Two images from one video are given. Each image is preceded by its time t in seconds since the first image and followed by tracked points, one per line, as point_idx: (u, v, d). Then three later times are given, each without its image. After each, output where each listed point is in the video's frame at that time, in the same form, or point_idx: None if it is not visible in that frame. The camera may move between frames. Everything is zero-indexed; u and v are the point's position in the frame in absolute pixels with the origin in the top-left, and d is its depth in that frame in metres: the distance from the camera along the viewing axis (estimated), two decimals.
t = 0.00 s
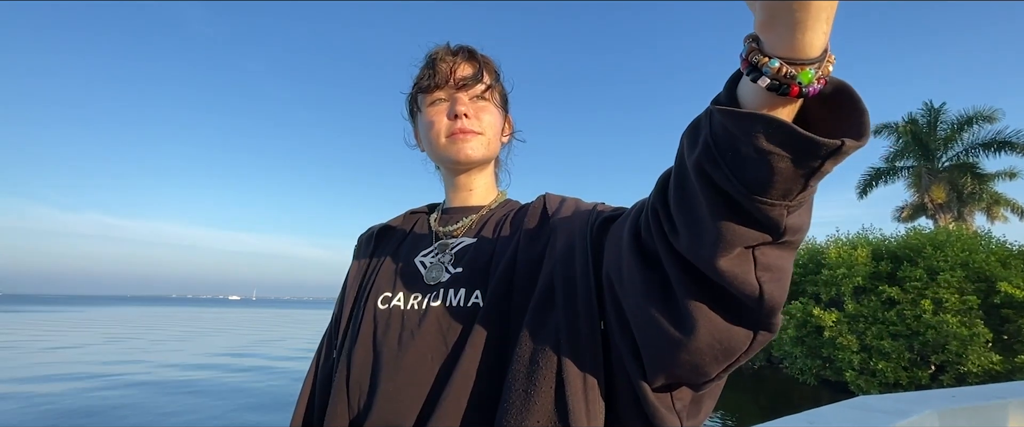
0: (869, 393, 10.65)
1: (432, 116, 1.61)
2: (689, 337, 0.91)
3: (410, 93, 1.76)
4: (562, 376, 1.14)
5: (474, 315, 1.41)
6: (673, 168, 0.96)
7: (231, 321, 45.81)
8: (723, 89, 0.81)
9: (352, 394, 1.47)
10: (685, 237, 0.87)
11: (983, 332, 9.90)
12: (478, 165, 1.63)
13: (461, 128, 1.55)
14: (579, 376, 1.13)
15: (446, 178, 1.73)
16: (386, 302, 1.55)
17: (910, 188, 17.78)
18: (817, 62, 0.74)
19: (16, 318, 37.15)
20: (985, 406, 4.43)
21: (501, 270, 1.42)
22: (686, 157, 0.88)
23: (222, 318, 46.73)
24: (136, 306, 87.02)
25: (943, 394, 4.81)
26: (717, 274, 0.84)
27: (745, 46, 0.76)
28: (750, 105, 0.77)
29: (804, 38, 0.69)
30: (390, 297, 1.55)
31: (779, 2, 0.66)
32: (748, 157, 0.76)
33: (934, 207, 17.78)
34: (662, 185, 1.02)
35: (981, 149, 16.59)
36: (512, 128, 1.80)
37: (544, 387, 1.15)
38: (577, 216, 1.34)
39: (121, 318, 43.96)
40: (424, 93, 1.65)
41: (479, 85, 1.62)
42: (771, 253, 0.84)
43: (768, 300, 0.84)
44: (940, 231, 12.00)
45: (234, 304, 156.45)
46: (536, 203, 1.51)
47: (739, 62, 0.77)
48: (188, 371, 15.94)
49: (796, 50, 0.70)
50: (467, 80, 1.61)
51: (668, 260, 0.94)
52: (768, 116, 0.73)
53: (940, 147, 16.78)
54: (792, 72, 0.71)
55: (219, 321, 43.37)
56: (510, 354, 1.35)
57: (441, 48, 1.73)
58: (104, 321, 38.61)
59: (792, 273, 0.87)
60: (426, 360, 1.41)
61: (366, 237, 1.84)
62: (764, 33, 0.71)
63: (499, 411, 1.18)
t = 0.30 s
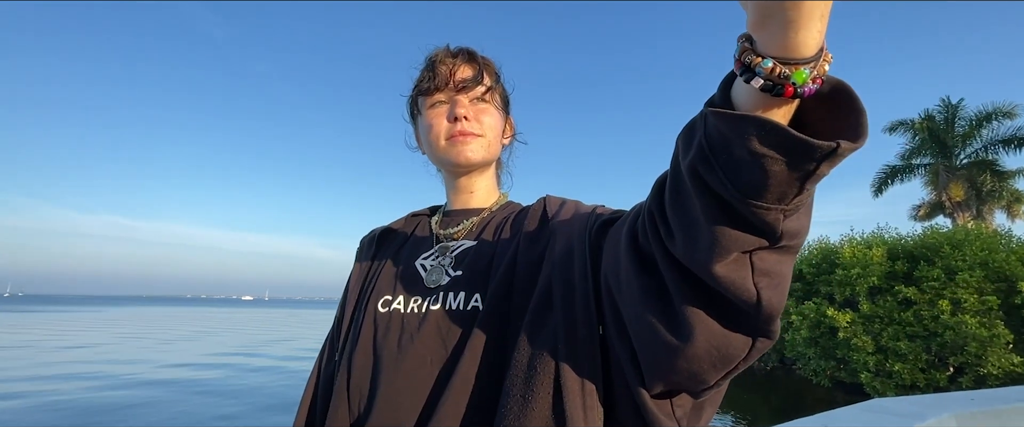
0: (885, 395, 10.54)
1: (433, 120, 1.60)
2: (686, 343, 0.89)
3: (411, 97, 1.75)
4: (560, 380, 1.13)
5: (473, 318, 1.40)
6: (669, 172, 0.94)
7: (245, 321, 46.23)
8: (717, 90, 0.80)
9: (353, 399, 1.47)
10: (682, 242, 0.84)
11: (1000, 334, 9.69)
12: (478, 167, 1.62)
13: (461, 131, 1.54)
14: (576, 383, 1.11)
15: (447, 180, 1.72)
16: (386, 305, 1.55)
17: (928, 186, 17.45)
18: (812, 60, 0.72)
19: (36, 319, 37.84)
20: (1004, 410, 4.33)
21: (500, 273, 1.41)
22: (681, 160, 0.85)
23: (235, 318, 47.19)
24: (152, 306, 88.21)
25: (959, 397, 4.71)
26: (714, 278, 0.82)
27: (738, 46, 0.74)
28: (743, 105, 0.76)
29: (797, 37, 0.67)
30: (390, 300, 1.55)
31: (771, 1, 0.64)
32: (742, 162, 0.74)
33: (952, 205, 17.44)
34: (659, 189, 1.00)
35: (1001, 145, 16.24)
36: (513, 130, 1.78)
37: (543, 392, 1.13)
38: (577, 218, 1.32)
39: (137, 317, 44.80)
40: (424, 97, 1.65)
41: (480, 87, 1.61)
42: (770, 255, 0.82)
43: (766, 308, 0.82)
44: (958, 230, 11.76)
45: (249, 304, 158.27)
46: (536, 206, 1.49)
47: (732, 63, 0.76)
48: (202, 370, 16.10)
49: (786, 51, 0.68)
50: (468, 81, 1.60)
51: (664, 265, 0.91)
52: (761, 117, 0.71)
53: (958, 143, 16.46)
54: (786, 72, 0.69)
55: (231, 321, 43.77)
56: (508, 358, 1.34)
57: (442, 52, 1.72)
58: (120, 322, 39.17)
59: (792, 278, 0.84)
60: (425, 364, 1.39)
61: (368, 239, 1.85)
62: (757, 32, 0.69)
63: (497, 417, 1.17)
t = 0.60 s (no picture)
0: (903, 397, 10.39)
1: (433, 122, 1.60)
2: (682, 352, 0.87)
3: (413, 100, 1.76)
4: (559, 386, 1.11)
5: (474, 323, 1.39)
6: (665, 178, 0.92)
7: (259, 322, 46.72)
8: (712, 94, 0.78)
9: (355, 404, 1.46)
10: (677, 250, 0.83)
11: None
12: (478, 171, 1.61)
13: (462, 134, 1.54)
14: (575, 389, 1.10)
15: (448, 184, 1.72)
16: (387, 309, 1.55)
17: (947, 184, 17.10)
18: (807, 64, 0.71)
19: (55, 319, 38.53)
20: None
21: (501, 277, 1.40)
22: (676, 166, 0.83)
23: (248, 318, 47.71)
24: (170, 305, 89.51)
25: (980, 400, 4.60)
26: (710, 287, 0.80)
27: (732, 49, 0.73)
28: (737, 110, 0.74)
29: (789, 41, 0.66)
30: (392, 304, 1.55)
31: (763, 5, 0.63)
32: (736, 169, 0.73)
33: (972, 203, 17.07)
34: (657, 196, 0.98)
35: None
36: (515, 132, 1.78)
37: (542, 398, 1.12)
38: (577, 222, 1.31)
39: (153, 318, 45.40)
40: (426, 99, 1.65)
41: (481, 90, 1.61)
42: (768, 263, 0.80)
43: (763, 317, 0.80)
44: (979, 229, 11.51)
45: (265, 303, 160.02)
46: (537, 210, 1.48)
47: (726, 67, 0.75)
48: (215, 370, 16.24)
49: (779, 54, 0.67)
50: (469, 85, 1.60)
51: (660, 273, 0.90)
52: (754, 123, 0.70)
53: (978, 140, 16.16)
54: (779, 76, 0.68)
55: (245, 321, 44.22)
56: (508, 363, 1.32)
57: (444, 56, 1.72)
58: (138, 322, 39.78)
59: (791, 288, 0.82)
60: (426, 369, 1.39)
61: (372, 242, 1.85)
62: (750, 35, 0.68)
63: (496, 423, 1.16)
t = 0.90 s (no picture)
0: (923, 399, 10.25)
1: (437, 126, 1.61)
2: (680, 360, 0.86)
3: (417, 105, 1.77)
4: (559, 392, 1.10)
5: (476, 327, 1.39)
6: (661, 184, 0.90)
7: (275, 321, 47.21)
8: (706, 100, 0.77)
9: (359, 408, 1.46)
10: (673, 258, 0.81)
11: None
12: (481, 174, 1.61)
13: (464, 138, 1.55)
14: (575, 394, 1.09)
15: (452, 188, 1.73)
16: (391, 312, 1.55)
17: (968, 181, 16.73)
18: (802, 66, 0.70)
19: (74, 319, 39.25)
20: None
21: (502, 281, 1.40)
22: (670, 171, 0.82)
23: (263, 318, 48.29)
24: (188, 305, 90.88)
25: (1003, 404, 4.47)
26: (706, 295, 0.78)
27: (726, 53, 0.72)
28: (731, 115, 0.73)
29: (782, 44, 0.65)
30: (395, 308, 1.55)
31: (755, 9, 0.62)
32: (730, 174, 0.71)
33: (995, 201, 16.68)
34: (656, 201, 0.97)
35: None
36: (518, 135, 1.78)
37: (542, 404, 1.11)
38: (578, 227, 1.30)
39: (171, 318, 46.17)
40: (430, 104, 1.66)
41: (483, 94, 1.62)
42: (766, 269, 0.78)
43: (762, 325, 0.78)
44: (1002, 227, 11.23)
45: (281, 303, 161.98)
46: (540, 213, 1.47)
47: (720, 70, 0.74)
48: (228, 370, 16.34)
49: (773, 56, 0.66)
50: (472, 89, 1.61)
51: (658, 280, 0.88)
52: (747, 129, 0.68)
53: (1000, 135, 15.76)
54: (773, 80, 0.68)
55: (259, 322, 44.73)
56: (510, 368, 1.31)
57: (448, 61, 1.74)
58: (154, 322, 40.36)
59: (790, 295, 0.81)
60: (428, 374, 1.38)
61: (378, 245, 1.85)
62: (743, 38, 0.67)
63: None
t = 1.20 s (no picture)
0: (945, 402, 10.07)
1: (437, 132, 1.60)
2: (677, 368, 0.84)
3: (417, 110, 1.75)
4: (559, 397, 1.09)
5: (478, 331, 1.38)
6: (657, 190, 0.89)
7: (289, 321, 47.79)
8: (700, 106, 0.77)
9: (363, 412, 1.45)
10: (669, 265, 0.80)
11: None
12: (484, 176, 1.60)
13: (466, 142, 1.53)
14: (574, 400, 1.08)
15: (456, 191, 1.73)
16: (394, 316, 1.55)
17: (991, 178, 16.30)
18: (795, 70, 0.70)
19: (93, 319, 39.96)
20: None
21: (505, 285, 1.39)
22: (664, 177, 0.81)
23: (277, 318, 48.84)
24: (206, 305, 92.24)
25: None
26: (702, 302, 0.77)
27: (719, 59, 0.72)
28: (725, 119, 0.73)
29: (774, 48, 0.65)
30: (399, 312, 1.55)
31: (746, 11, 0.62)
32: (723, 181, 0.70)
33: (1019, 198, 16.24)
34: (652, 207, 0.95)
35: None
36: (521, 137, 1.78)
37: (542, 409, 1.10)
38: (579, 231, 1.30)
39: (187, 318, 46.92)
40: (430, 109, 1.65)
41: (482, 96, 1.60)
42: (763, 276, 0.76)
43: (758, 331, 0.77)
44: None
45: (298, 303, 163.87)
46: (543, 217, 1.47)
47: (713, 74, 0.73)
48: (241, 371, 16.45)
49: (764, 59, 0.65)
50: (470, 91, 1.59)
51: (655, 286, 0.86)
52: (739, 136, 0.67)
53: None
54: (766, 84, 0.67)
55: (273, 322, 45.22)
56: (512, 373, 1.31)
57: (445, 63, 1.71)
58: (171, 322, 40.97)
59: (788, 304, 0.79)
60: (431, 378, 1.38)
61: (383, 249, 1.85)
62: (736, 41, 0.67)
63: None
